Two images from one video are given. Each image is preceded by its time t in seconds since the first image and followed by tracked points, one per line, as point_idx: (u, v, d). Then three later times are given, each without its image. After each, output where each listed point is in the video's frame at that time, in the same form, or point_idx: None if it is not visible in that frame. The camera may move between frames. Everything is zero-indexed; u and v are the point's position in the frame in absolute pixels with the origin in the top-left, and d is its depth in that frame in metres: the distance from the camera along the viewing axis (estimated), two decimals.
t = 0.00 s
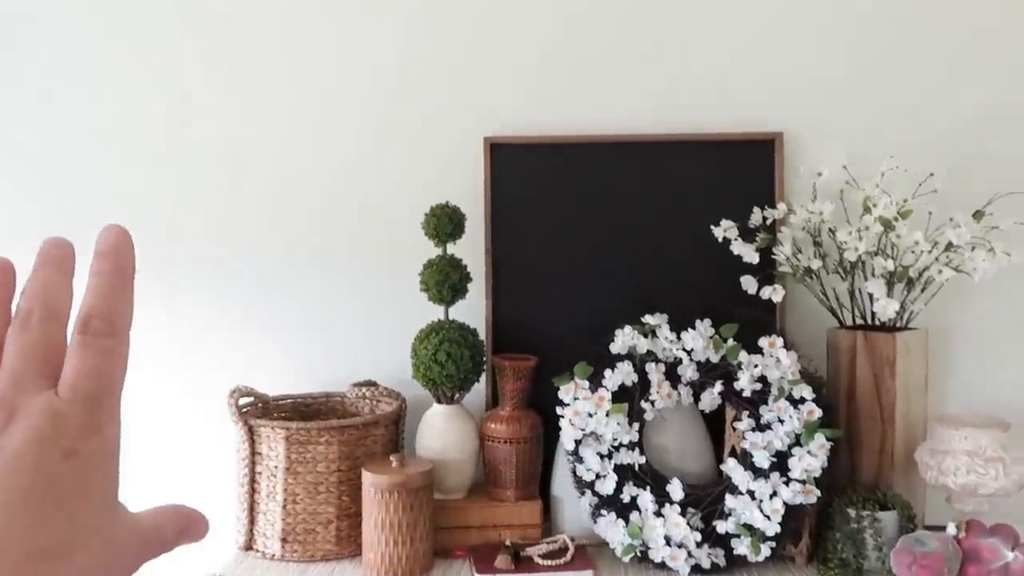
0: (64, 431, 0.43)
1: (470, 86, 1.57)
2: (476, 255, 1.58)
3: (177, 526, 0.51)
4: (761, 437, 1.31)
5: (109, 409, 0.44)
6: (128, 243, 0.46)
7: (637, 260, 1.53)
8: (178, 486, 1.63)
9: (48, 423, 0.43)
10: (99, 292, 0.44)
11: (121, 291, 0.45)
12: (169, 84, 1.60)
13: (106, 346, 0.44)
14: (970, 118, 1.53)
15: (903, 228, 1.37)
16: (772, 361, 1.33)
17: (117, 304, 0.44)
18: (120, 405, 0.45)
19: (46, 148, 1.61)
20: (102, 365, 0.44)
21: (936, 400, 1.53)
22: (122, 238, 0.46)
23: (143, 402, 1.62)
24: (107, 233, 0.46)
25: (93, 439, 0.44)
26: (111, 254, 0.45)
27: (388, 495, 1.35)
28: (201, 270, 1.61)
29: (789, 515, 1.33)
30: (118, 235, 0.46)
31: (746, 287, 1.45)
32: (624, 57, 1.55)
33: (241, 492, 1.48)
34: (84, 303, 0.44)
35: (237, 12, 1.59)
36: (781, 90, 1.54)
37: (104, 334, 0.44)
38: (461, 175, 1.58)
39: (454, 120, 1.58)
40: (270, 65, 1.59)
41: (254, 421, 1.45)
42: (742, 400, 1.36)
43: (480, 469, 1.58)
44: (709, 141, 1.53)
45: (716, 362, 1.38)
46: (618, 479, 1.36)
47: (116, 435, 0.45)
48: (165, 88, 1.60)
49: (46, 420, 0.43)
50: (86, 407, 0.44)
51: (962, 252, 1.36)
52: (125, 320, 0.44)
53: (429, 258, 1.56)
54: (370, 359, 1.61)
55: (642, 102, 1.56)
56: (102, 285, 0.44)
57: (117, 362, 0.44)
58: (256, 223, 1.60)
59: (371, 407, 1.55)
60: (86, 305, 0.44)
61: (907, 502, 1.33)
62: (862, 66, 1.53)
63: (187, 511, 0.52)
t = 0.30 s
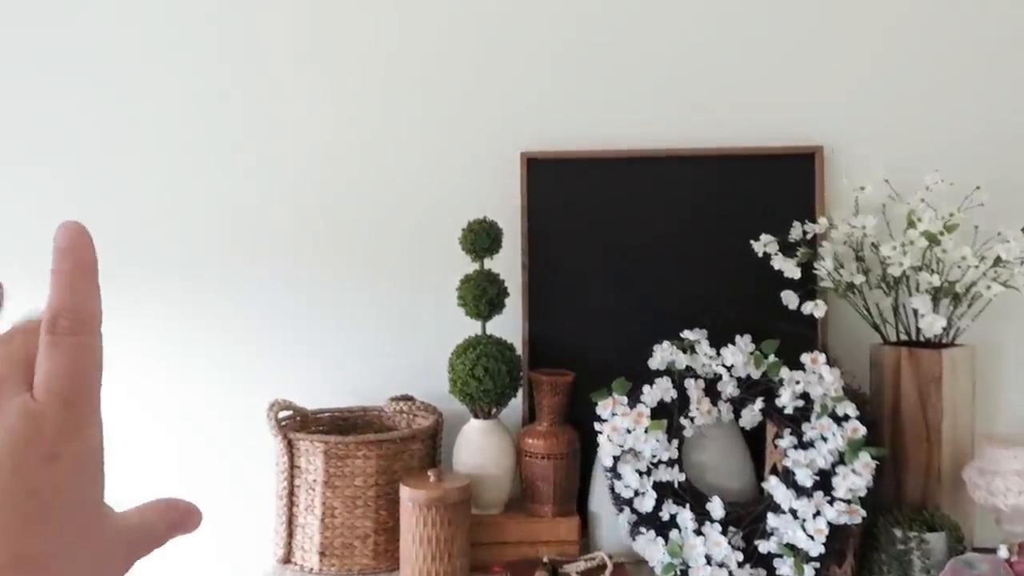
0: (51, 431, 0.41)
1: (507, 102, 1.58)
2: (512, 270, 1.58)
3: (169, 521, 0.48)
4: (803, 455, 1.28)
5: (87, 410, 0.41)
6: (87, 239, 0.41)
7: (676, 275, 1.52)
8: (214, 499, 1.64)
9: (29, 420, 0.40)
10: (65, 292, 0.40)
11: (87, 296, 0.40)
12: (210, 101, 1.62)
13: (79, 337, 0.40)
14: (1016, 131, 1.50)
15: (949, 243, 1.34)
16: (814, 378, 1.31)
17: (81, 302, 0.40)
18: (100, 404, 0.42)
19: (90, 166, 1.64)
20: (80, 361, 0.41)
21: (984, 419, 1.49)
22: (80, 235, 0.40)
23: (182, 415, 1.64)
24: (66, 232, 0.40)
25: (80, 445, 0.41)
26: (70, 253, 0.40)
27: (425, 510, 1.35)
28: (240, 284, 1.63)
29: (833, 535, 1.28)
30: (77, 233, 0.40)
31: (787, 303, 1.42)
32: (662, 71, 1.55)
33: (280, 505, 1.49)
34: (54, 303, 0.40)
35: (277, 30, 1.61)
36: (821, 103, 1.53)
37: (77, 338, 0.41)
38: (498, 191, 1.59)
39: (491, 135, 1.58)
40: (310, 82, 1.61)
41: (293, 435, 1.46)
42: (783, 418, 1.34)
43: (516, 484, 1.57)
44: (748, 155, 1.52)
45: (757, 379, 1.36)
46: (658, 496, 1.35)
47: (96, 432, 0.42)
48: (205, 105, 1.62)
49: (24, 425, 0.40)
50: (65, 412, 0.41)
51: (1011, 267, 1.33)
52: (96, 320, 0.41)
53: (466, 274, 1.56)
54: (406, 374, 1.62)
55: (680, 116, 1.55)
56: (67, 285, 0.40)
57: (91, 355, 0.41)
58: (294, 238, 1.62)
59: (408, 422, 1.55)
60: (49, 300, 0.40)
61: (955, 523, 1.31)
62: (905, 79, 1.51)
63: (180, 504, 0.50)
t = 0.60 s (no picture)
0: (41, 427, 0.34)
1: (549, 115, 1.59)
2: (554, 282, 1.57)
3: (162, 498, 0.40)
4: (853, 471, 1.26)
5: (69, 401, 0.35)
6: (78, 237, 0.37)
7: (720, 287, 1.51)
8: (264, 506, 1.68)
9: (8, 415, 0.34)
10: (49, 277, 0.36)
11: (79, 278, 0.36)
12: (261, 119, 1.67)
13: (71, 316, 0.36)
14: None
15: (1003, 255, 1.31)
16: (863, 394, 1.28)
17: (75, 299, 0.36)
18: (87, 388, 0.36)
19: (146, 182, 1.69)
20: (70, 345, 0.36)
21: None
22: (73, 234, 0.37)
23: (232, 425, 1.68)
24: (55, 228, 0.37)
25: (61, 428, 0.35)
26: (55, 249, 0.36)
27: (468, 523, 1.34)
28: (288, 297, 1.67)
29: (884, 552, 1.26)
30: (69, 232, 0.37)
31: (834, 316, 1.41)
32: (705, 83, 1.55)
33: (324, 515, 1.51)
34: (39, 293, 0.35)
35: (326, 49, 1.65)
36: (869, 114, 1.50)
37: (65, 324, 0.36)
38: (540, 203, 1.59)
39: (533, 148, 1.59)
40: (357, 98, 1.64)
41: (337, 445, 1.47)
42: (831, 433, 1.31)
43: (558, 498, 1.56)
44: (793, 166, 1.50)
45: (805, 393, 1.34)
46: (702, 511, 1.33)
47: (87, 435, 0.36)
48: (256, 122, 1.67)
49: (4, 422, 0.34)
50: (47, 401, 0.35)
51: None
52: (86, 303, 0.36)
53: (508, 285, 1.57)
54: (450, 386, 1.63)
55: (723, 127, 1.54)
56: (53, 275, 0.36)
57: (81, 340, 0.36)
58: (343, 252, 1.65)
59: (449, 434, 1.55)
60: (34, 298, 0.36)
61: (1012, 544, 1.27)
62: (955, 88, 1.49)
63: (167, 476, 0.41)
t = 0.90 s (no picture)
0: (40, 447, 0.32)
1: (588, 124, 1.59)
2: (591, 292, 1.57)
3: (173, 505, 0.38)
4: (900, 486, 1.23)
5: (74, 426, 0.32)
6: (107, 239, 0.34)
7: (761, 297, 1.49)
8: (309, 514, 1.71)
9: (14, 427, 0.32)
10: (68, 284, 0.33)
11: (100, 296, 0.33)
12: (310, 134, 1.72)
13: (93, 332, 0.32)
14: None
15: None
16: (911, 407, 1.26)
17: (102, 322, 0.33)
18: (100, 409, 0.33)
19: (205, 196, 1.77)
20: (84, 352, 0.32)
21: None
22: (100, 237, 0.34)
23: (281, 431, 1.72)
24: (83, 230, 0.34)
25: (62, 454, 0.32)
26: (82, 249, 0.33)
27: (505, 534, 1.34)
28: (333, 307, 1.70)
29: (933, 568, 1.24)
30: (96, 234, 0.34)
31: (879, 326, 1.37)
32: (745, 90, 1.53)
33: (361, 524, 1.51)
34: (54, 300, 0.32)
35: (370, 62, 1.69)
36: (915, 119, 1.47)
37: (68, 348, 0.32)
38: (578, 212, 1.59)
39: (572, 158, 1.59)
40: (401, 111, 1.67)
41: (375, 454, 1.47)
42: (877, 447, 1.28)
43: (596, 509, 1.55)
44: (836, 174, 1.47)
45: (849, 406, 1.31)
46: (744, 525, 1.31)
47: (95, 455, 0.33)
48: (305, 137, 1.72)
49: None
50: (40, 433, 0.32)
51: None
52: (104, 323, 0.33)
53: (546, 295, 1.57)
54: (488, 395, 1.63)
55: (763, 136, 1.52)
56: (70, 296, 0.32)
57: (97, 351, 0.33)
58: (386, 260, 1.68)
59: (485, 444, 1.55)
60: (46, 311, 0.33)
61: None
62: (1006, 92, 1.45)
63: (183, 477, 0.40)
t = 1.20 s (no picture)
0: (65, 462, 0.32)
1: (617, 127, 1.58)
2: (621, 295, 1.56)
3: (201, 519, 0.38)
4: (939, 493, 1.20)
5: (102, 439, 0.32)
6: (137, 249, 0.33)
7: (793, 302, 1.47)
8: (342, 517, 1.73)
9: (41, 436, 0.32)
10: (94, 296, 0.32)
11: (129, 313, 0.32)
12: (341, 139, 1.73)
13: (121, 347, 0.32)
14: None
15: None
16: (949, 412, 1.23)
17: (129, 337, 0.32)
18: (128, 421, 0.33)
19: (242, 203, 1.80)
20: (112, 364, 0.32)
21: None
22: (129, 245, 0.33)
23: (315, 435, 1.75)
24: (112, 239, 0.32)
25: (87, 470, 0.32)
26: (113, 262, 0.32)
27: (535, 540, 1.32)
28: (365, 312, 1.72)
29: None
30: (124, 244, 0.33)
31: (915, 331, 1.35)
32: (777, 92, 1.51)
33: (389, 528, 1.50)
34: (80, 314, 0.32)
35: (400, 67, 1.69)
36: (953, 120, 1.45)
37: (95, 364, 0.32)
38: (607, 215, 1.58)
39: (601, 160, 1.58)
40: (430, 115, 1.67)
41: (403, 458, 1.46)
42: (914, 453, 1.27)
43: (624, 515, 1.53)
44: (870, 176, 1.45)
45: (885, 412, 1.29)
46: (777, 532, 1.29)
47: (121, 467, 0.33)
48: (337, 142, 1.73)
49: (18, 476, 0.32)
50: (64, 451, 0.32)
51: None
52: (131, 339, 0.32)
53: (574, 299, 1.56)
54: (518, 400, 1.63)
55: (795, 137, 1.51)
56: (97, 314, 0.32)
57: (124, 362, 0.32)
58: (417, 265, 1.68)
59: (513, 448, 1.54)
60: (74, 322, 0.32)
61: None
62: None
63: (214, 489, 0.40)
